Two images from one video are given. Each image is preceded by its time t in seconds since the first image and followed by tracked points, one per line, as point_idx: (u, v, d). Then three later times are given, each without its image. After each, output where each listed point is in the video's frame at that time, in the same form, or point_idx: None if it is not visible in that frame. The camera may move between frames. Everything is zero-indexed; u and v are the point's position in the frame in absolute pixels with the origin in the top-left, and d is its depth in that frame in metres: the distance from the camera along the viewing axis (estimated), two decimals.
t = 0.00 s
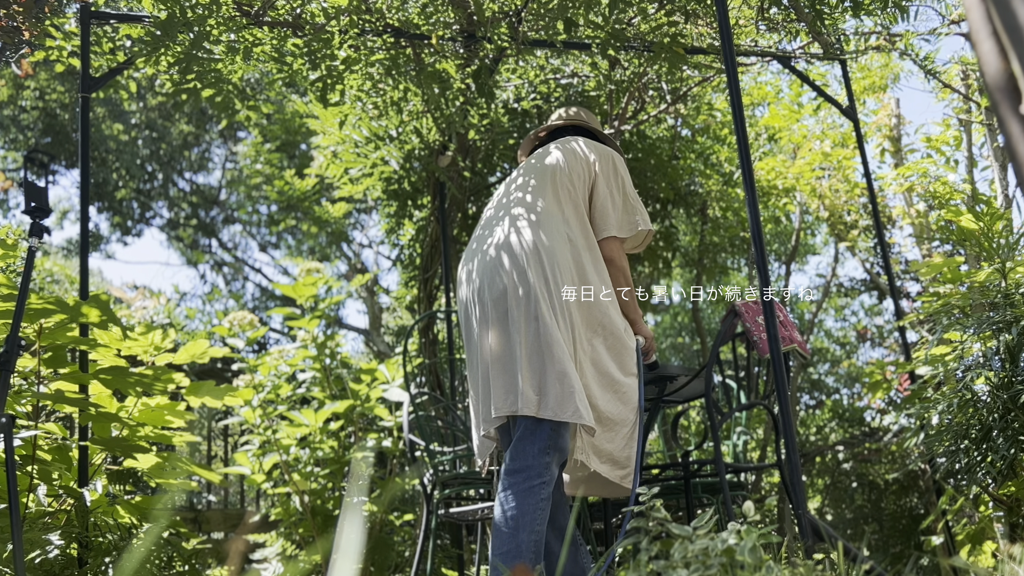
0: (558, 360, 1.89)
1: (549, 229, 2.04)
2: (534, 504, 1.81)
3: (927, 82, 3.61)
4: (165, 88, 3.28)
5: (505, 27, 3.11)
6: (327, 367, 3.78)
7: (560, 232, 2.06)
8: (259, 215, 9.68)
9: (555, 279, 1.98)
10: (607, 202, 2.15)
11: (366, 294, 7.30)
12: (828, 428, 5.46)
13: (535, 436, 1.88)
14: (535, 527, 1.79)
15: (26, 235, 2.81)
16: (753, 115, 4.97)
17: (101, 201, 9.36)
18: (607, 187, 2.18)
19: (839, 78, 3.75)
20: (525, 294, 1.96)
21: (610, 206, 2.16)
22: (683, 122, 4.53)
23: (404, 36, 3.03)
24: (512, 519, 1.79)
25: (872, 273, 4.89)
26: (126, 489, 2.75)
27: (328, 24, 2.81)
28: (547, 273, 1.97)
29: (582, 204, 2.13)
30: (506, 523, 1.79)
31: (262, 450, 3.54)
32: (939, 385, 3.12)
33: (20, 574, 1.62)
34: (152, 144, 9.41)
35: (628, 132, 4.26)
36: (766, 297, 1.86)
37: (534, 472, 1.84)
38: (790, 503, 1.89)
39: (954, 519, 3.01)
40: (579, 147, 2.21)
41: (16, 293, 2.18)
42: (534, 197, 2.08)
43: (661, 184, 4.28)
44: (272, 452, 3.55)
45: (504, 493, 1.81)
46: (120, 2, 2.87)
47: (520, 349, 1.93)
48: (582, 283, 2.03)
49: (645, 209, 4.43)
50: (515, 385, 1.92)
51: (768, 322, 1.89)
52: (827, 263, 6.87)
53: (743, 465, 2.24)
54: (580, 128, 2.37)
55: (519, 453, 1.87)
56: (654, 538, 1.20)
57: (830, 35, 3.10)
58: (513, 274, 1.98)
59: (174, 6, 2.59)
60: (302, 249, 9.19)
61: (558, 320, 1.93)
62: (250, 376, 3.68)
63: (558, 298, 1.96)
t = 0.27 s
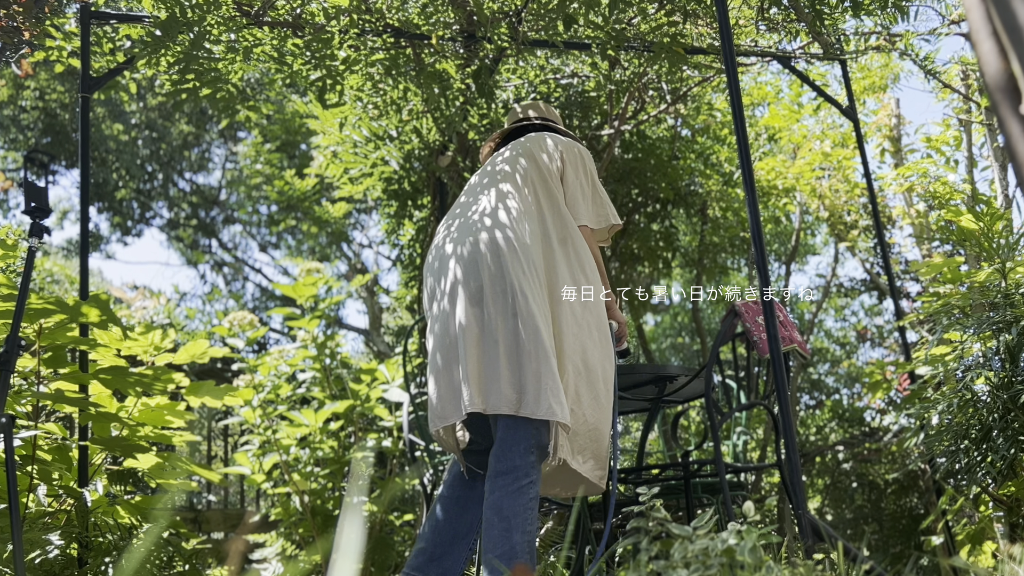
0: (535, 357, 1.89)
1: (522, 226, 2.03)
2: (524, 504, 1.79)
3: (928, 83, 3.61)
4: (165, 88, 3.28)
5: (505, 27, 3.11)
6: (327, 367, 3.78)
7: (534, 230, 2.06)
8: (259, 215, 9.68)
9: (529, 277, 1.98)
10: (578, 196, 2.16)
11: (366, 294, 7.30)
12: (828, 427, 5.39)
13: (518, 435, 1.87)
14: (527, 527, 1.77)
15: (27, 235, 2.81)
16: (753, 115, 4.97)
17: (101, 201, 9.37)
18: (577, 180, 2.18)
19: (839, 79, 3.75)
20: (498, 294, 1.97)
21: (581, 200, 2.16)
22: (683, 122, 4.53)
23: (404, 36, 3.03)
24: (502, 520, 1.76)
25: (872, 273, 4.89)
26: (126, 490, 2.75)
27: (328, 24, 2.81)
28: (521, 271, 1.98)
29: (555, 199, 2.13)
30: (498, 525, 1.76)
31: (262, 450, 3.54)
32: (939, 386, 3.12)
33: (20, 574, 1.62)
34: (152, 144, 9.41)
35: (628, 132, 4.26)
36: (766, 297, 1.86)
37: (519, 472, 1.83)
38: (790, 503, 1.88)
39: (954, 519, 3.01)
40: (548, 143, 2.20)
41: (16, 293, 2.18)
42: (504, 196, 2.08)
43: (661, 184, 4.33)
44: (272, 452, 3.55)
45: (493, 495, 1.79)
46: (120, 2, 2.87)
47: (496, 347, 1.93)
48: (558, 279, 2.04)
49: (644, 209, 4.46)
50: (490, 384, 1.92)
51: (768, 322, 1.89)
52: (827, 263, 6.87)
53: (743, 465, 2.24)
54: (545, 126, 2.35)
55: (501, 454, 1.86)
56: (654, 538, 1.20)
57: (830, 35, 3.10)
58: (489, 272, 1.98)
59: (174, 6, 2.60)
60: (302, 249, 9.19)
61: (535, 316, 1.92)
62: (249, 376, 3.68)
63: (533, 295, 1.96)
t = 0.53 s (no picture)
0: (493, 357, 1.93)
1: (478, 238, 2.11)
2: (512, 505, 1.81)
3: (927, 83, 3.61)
4: (165, 88, 3.28)
5: (505, 27, 3.11)
6: (328, 367, 3.79)
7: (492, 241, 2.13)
8: (259, 215, 9.68)
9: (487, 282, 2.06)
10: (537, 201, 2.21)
11: (366, 294, 7.30)
12: (828, 428, 5.43)
13: (489, 436, 1.90)
14: (515, 521, 1.80)
15: (26, 236, 2.81)
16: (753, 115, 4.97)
17: (101, 201, 9.37)
18: (541, 191, 2.21)
19: (839, 79, 3.75)
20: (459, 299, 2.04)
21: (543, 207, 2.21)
22: (683, 122, 4.53)
23: (404, 36, 3.03)
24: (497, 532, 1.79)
25: (872, 273, 4.89)
26: (126, 490, 2.75)
27: (328, 24, 2.81)
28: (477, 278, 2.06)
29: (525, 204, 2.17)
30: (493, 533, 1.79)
31: (262, 450, 3.55)
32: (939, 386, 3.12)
33: (20, 574, 1.62)
34: (152, 144, 9.41)
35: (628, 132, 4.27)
36: (766, 296, 1.86)
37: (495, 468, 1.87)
38: (790, 503, 1.88)
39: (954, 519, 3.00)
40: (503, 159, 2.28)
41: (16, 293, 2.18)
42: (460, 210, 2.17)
43: (661, 184, 4.33)
44: (272, 452, 3.55)
45: (476, 499, 1.82)
46: (120, 2, 2.87)
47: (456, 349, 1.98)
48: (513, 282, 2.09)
49: (645, 209, 4.48)
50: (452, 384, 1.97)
51: (768, 322, 1.89)
52: (827, 263, 6.87)
53: (743, 465, 2.23)
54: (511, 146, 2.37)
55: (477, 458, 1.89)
56: (654, 538, 1.20)
57: (831, 35, 3.11)
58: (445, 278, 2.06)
59: (174, 5, 2.60)
60: (302, 249, 9.19)
61: (492, 317, 1.98)
62: (250, 376, 3.69)
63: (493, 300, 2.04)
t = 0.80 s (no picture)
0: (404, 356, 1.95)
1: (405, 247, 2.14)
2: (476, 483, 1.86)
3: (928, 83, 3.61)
4: (165, 88, 3.28)
5: (505, 27, 3.11)
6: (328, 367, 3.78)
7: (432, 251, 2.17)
8: (259, 215, 9.69)
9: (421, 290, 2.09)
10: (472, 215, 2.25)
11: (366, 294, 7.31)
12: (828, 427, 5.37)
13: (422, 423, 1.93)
14: (484, 487, 1.86)
15: (27, 236, 2.82)
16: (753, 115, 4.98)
17: (101, 201, 9.37)
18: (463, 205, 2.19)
19: (839, 79, 3.75)
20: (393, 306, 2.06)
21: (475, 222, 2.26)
22: (683, 122, 4.53)
23: (404, 36, 3.02)
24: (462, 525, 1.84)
25: (872, 273, 4.89)
26: (126, 490, 2.75)
27: (328, 24, 2.81)
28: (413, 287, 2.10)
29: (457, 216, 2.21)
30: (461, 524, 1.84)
31: (262, 450, 3.55)
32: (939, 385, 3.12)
33: (20, 574, 1.61)
34: (152, 144, 9.42)
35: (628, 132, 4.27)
36: (766, 296, 1.86)
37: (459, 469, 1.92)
38: (790, 503, 1.88)
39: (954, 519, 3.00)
40: (441, 174, 2.35)
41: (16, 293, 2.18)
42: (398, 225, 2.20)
43: (661, 184, 4.34)
44: (272, 452, 3.56)
45: (439, 470, 1.88)
46: (120, 2, 2.87)
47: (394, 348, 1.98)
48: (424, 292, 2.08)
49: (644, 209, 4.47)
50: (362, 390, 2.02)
51: (768, 322, 1.89)
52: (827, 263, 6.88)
53: (743, 465, 2.23)
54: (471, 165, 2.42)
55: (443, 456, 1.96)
56: (654, 537, 1.20)
57: (831, 35, 3.11)
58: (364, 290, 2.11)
59: (174, 5, 2.61)
60: (302, 249, 9.19)
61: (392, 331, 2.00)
62: (250, 376, 3.69)
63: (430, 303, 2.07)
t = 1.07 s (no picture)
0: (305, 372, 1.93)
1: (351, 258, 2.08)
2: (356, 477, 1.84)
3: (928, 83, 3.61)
4: (166, 88, 3.28)
5: (505, 27, 3.11)
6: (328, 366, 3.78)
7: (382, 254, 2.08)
8: (260, 215, 9.70)
9: (364, 298, 2.01)
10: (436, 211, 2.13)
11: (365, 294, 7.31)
12: (828, 428, 5.41)
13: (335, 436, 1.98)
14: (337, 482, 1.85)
15: (26, 236, 2.82)
16: (753, 115, 4.98)
17: (101, 201, 9.38)
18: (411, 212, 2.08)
19: (839, 79, 3.75)
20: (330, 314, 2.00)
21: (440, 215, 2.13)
22: (683, 122, 4.52)
23: (404, 36, 3.02)
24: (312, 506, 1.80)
25: (872, 273, 4.89)
26: (126, 490, 2.75)
27: (328, 24, 2.82)
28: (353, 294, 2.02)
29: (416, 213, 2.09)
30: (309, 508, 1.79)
31: (263, 450, 3.54)
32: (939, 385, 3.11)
33: (20, 574, 1.61)
34: (152, 144, 9.43)
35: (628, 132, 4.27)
36: (766, 296, 1.87)
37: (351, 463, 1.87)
38: (790, 503, 1.88)
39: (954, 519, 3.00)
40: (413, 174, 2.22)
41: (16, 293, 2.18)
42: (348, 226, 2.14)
43: (661, 184, 4.35)
44: (272, 451, 3.56)
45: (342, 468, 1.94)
46: (119, 2, 2.87)
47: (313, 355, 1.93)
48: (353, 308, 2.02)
49: (644, 209, 4.49)
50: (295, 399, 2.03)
51: (768, 322, 1.89)
52: (827, 263, 6.89)
53: (742, 465, 2.23)
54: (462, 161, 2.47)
55: (329, 460, 1.98)
56: (654, 537, 1.20)
57: (830, 35, 3.12)
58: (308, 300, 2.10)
59: (174, 6, 2.62)
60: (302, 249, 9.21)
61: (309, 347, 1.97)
62: (250, 376, 3.69)
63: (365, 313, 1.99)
